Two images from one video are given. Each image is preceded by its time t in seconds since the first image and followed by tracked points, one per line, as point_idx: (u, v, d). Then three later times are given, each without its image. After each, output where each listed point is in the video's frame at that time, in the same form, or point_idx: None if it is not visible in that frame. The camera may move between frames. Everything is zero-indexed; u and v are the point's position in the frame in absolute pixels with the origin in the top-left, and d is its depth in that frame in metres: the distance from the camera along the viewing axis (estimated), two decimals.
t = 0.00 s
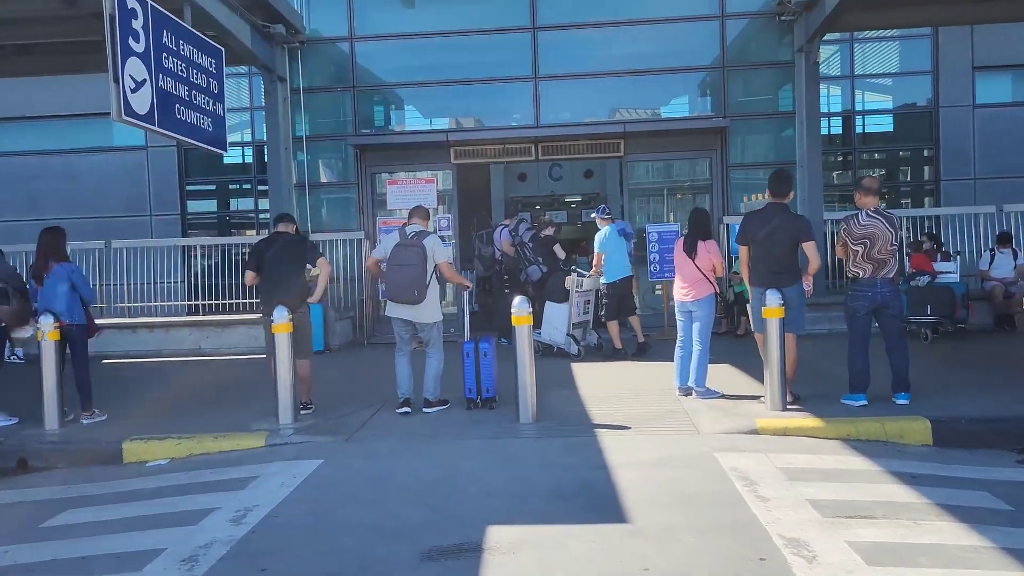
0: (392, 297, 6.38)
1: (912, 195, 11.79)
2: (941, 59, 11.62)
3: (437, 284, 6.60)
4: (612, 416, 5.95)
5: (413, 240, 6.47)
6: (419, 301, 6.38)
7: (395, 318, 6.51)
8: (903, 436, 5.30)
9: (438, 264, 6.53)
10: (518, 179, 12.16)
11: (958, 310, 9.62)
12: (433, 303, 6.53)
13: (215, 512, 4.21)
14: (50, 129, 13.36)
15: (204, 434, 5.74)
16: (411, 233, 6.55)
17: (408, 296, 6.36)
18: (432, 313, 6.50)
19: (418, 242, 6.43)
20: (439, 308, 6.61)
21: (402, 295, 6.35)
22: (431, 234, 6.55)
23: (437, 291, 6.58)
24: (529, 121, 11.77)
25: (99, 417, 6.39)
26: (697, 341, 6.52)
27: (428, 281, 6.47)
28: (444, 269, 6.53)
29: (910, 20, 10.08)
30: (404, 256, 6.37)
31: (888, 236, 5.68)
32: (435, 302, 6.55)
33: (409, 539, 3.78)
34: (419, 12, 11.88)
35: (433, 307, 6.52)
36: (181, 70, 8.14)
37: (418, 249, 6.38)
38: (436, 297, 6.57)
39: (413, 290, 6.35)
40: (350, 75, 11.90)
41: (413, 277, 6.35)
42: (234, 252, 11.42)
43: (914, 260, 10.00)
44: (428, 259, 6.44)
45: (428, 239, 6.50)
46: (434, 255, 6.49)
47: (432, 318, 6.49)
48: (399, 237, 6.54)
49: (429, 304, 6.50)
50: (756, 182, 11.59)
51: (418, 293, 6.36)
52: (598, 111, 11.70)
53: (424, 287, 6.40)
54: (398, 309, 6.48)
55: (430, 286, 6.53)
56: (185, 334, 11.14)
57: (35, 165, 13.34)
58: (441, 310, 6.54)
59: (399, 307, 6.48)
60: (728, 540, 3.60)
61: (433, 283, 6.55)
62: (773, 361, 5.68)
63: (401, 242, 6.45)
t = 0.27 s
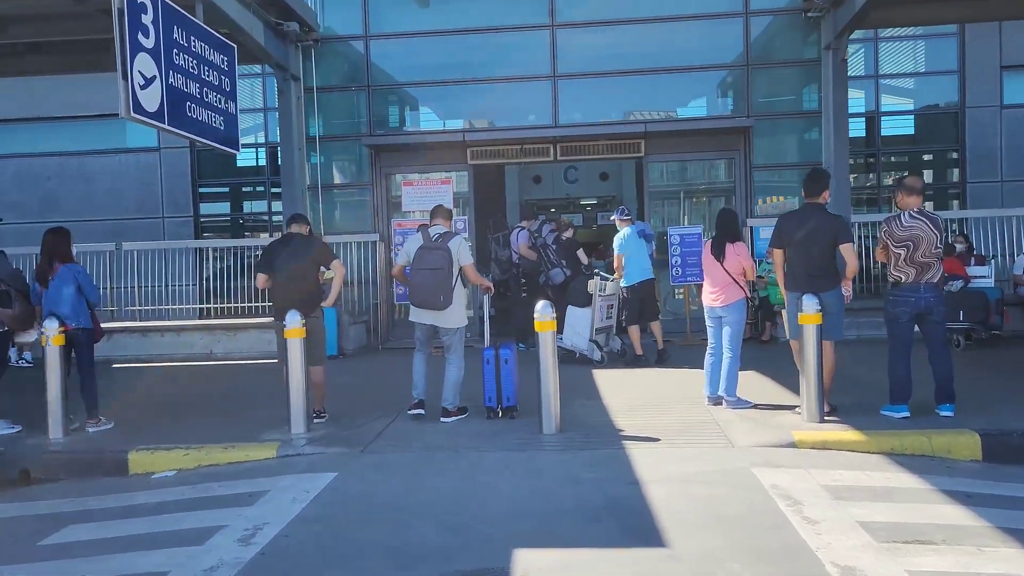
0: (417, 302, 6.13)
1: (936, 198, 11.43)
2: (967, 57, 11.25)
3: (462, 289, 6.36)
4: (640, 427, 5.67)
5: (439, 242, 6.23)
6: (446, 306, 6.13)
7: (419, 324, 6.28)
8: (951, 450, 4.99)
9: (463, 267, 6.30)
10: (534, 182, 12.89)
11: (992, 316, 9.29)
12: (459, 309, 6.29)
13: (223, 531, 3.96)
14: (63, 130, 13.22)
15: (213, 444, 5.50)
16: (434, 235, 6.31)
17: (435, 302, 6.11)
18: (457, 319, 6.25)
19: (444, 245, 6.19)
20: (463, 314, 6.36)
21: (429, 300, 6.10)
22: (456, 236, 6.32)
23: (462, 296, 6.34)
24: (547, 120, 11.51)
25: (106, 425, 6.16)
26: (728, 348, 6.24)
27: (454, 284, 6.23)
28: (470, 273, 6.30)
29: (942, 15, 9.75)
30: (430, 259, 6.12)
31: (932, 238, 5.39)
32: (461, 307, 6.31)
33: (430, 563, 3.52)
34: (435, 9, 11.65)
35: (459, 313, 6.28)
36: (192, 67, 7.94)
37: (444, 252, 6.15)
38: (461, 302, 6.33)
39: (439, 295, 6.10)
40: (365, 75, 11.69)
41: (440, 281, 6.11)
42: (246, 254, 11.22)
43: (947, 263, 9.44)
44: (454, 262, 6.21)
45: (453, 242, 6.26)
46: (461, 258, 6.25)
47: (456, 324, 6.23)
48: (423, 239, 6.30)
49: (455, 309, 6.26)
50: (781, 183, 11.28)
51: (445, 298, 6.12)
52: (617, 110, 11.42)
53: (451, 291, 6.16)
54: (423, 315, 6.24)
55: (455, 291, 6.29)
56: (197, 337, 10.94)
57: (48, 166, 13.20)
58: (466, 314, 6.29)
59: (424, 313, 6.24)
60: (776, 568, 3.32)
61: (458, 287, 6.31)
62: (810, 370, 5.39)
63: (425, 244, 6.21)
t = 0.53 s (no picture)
0: (436, 307, 5.89)
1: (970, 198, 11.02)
2: (1001, 53, 10.84)
3: (486, 292, 6.09)
4: (672, 439, 5.40)
5: (460, 245, 5.99)
6: (466, 311, 5.86)
7: (441, 329, 6.03)
8: (1010, 468, 4.63)
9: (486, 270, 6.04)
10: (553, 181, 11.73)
11: None
12: (483, 314, 6.02)
13: (233, 552, 3.73)
14: (79, 129, 13.10)
15: (226, 454, 5.28)
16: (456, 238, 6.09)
17: (455, 306, 5.85)
18: (480, 324, 5.99)
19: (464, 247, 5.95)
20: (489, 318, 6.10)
21: (448, 305, 5.84)
22: (478, 239, 6.07)
23: (486, 300, 6.08)
24: (570, 118, 11.20)
25: (117, 432, 5.97)
26: (762, 356, 5.94)
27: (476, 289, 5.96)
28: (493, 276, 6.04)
29: (982, 9, 9.39)
30: (449, 263, 5.88)
31: (984, 240, 5.09)
32: (485, 312, 6.04)
33: None
34: (455, 5, 11.40)
35: (482, 318, 6.01)
36: (208, 64, 7.73)
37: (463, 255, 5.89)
38: (486, 306, 6.06)
39: (458, 299, 5.84)
40: (384, 73, 11.47)
41: (458, 285, 5.84)
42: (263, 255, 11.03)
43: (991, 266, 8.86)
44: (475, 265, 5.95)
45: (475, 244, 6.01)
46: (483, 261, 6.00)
47: (480, 329, 5.98)
48: (443, 242, 6.07)
49: (478, 314, 6.00)
50: (810, 183, 10.94)
51: (465, 303, 5.85)
52: (641, 107, 11.13)
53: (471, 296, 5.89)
54: (445, 320, 6.00)
55: (478, 294, 6.03)
56: (212, 340, 10.79)
57: (64, 166, 13.09)
58: (490, 318, 6.03)
59: (445, 319, 6.00)
60: None
61: (482, 291, 6.05)
62: (854, 381, 5.11)
63: (445, 248, 5.98)
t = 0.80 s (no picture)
0: (455, 310, 5.65)
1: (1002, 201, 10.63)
2: None
3: (506, 292, 5.82)
4: (702, 451, 5.10)
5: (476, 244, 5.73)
6: (486, 311, 5.61)
7: (460, 333, 5.78)
8: None
9: (506, 268, 5.78)
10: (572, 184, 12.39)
11: None
12: (504, 314, 5.77)
13: (236, 572, 3.48)
14: (96, 131, 12.97)
15: (234, 465, 5.05)
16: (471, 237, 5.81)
17: (473, 308, 5.61)
18: (500, 325, 5.74)
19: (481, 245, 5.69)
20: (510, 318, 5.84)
21: (467, 307, 5.60)
22: (495, 236, 5.81)
23: (506, 300, 5.82)
24: (591, 119, 10.97)
25: (123, 440, 5.75)
26: (796, 363, 5.62)
27: (494, 289, 5.70)
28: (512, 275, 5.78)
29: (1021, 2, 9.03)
30: (466, 262, 5.62)
31: None
32: (506, 313, 5.79)
33: None
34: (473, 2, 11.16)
35: (504, 318, 5.76)
36: (220, 60, 7.53)
37: (481, 253, 5.64)
38: (506, 306, 5.81)
39: (478, 300, 5.59)
40: (401, 71, 11.25)
41: (477, 285, 5.59)
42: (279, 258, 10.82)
43: None
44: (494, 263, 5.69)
45: (492, 242, 5.75)
46: (502, 259, 5.73)
47: (500, 331, 5.73)
48: (459, 242, 5.81)
49: (498, 315, 5.74)
50: (840, 183, 10.60)
51: (484, 303, 5.60)
52: (664, 107, 10.86)
53: (491, 295, 5.63)
54: (464, 323, 5.75)
55: (498, 294, 5.78)
56: (226, 344, 10.56)
57: (81, 168, 12.97)
58: (512, 321, 5.79)
59: (465, 321, 5.75)
60: None
61: (502, 291, 5.80)
62: (899, 392, 4.78)
63: (460, 248, 5.73)
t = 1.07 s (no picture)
0: (470, 314, 5.38)
1: None
2: None
3: (522, 294, 5.56)
4: (733, 466, 4.83)
5: (491, 245, 5.48)
6: (504, 314, 5.34)
7: (476, 338, 5.52)
8: None
9: (522, 270, 5.52)
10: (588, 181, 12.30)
11: None
12: (521, 318, 5.50)
13: None
14: (108, 128, 12.81)
15: (241, 476, 4.82)
16: (486, 238, 5.58)
17: (489, 311, 5.34)
18: (518, 329, 5.47)
19: (496, 246, 5.43)
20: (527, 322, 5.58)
21: (484, 310, 5.34)
22: (510, 236, 5.56)
23: (523, 302, 5.56)
24: (611, 116, 10.72)
25: (127, 447, 5.54)
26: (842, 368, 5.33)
27: (510, 291, 5.44)
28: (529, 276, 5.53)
29: None
30: (481, 264, 5.37)
31: None
32: (524, 316, 5.53)
33: None
34: None
35: (521, 322, 5.49)
36: (231, 54, 7.31)
37: (496, 254, 5.38)
38: (523, 309, 5.55)
39: (494, 302, 5.32)
40: (416, 67, 11.01)
41: (493, 287, 5.33)
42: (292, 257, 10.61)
43: None
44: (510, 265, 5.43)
45: (507, 242, 5.50)
46: (518, 260, 5.48)
47: (518, 336, 5.46)
48: (472, 243, 5.56)
49: (516, 318, 5.47)
50: (868, 182, 10.27)
51: (501, 305, 5.33)
52: (686, 104, 10.59)
53: (508, 297, 5.37)
54: (479, 327, 5.49)
55: (515, 297, 5.51)
56: (238, 345, 10.36)
57: (92, 166, 12.81)
58: (528, 326, 5.51)
59: (481, 326, 5.48)
60: None
61: (519, 293, 5.53)
62: (947, 405, 4.50)
63: (474, 249, 5.47)
